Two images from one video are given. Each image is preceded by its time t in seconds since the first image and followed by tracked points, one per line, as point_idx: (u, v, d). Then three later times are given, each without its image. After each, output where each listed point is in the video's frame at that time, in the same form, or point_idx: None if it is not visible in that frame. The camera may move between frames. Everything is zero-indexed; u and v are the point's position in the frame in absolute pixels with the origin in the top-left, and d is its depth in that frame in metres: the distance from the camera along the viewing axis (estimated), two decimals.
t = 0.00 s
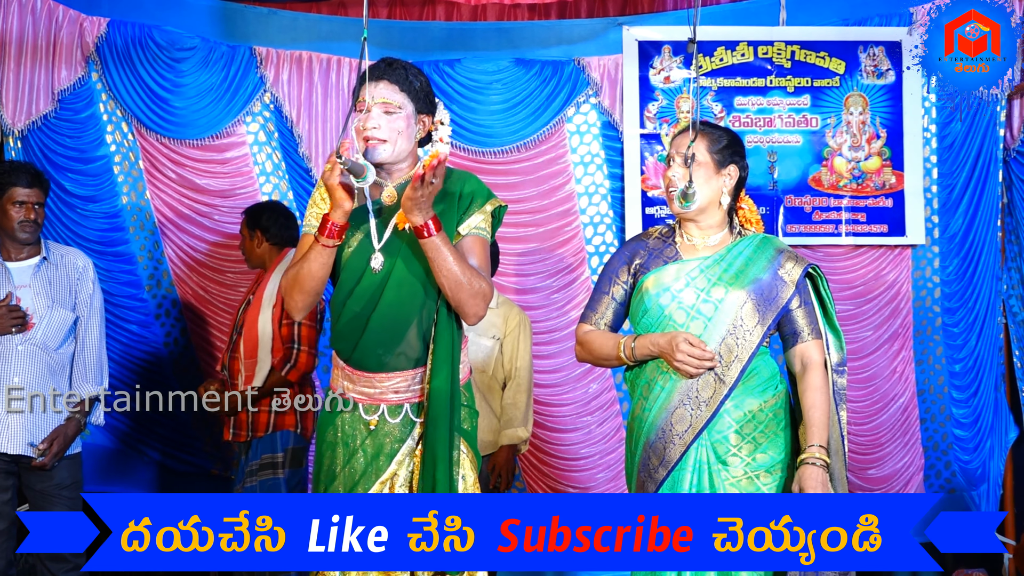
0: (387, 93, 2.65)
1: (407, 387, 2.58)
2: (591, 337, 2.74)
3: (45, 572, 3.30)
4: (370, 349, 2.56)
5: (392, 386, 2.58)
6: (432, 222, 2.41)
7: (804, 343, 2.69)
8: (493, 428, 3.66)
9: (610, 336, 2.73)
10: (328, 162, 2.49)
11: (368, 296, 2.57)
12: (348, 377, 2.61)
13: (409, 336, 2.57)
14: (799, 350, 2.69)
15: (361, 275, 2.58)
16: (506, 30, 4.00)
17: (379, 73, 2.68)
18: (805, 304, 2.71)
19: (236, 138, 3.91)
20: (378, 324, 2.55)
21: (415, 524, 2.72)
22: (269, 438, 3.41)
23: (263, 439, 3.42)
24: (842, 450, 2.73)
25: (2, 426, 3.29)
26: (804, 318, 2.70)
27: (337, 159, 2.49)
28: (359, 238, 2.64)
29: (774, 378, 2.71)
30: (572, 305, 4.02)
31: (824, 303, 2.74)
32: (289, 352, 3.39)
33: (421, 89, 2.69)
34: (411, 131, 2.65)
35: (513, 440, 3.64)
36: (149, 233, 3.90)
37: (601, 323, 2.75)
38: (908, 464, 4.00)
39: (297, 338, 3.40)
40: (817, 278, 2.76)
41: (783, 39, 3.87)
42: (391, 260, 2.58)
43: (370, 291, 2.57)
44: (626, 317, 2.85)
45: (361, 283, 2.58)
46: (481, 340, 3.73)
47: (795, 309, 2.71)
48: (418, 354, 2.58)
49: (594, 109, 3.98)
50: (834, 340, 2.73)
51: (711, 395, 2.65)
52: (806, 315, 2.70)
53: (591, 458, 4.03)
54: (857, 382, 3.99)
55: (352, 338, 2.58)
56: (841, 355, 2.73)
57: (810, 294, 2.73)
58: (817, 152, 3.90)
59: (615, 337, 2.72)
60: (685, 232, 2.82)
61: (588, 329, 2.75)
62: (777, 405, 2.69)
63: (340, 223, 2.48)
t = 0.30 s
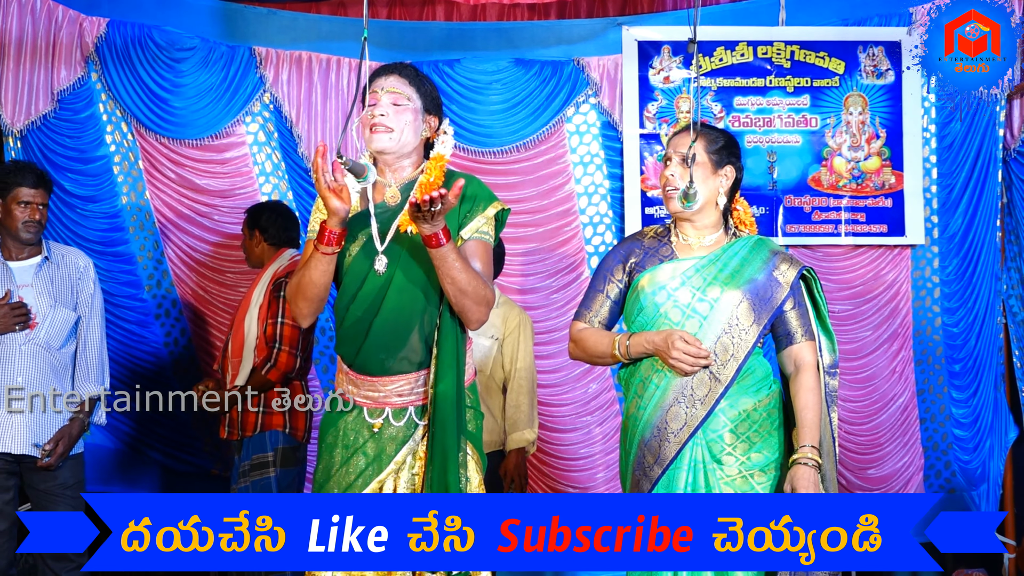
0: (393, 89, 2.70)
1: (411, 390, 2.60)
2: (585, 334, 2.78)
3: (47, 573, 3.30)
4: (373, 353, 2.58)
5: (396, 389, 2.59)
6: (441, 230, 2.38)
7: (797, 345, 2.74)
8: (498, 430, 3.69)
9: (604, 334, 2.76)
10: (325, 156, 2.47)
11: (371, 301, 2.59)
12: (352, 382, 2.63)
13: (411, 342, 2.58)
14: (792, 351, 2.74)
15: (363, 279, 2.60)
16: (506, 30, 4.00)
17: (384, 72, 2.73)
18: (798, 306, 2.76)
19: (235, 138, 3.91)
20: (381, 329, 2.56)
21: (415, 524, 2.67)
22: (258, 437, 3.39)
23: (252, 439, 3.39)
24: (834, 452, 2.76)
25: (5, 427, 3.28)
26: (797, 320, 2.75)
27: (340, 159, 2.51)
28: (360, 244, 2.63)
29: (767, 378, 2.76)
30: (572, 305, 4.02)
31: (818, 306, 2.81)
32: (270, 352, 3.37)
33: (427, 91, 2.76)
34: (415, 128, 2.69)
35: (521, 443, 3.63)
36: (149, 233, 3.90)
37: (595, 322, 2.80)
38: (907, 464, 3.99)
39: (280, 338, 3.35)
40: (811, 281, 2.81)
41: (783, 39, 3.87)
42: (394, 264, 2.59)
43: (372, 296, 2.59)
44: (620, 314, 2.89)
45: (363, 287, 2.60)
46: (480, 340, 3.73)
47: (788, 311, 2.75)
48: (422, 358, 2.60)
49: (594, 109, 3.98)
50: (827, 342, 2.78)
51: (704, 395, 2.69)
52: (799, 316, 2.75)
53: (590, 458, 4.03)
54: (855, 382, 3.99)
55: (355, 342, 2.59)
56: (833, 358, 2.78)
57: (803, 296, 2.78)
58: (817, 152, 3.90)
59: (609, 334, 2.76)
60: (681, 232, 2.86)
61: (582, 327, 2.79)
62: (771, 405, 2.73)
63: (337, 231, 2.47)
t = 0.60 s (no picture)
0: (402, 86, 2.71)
1: (407, 386, 2.59)
2: (578, 334, 2.81)
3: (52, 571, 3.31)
4: (370, 350, 2.55)
5: (392, 386, 2.58)
6: (446, 230, 2.38)
7: (789, 344, 2.78)
8: (491, 427, 3.65)
9: (597, 334, 2.79)
10: (328, 154, 2.45)
11: (371, 295, 2.57)
12: (348, 378, 2.61)
13: (410, 339, 2.57)
14: (784, 351, 2.78)
15: (364, 274, 2.58)
16: (507, 30, 4.00)
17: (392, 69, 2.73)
18: (791, 306, 2.80)
19: (236, 138, 3.91)
20: (381, 324, 2.54)
21: (415, 524, 2.68)
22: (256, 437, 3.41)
23: (251, 439, 3.40)
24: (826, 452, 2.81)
25: (13, 428, 3.28)
26: (790, 319, 2.79)
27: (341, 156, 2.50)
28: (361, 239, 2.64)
29: (761, 378, 2.80)
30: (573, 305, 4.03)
31: (810, 306, 2.86)
32: (268, 351, 3.34)
33: (431, 91, 2.77)
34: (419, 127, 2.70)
35: (508, 438, 3.63)
36: (150, 233, 3.90)
37: (587, 321, 2.84)
38: (907, 464, 4.00)
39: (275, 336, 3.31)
40: (803, 280, 2.86)
41: (783, 39, 3.87)
42: (396, 259, 2.58)
43: (372, 289, 2.56)
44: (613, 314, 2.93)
45: (364, 282, 2.57)
46: (485, 340, 3.73)
47: (781, 311, 2.80)
48: (419, 355, 2.60)
49: (594, 109, 3.98)
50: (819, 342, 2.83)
51: (697, 393, 2.73)
52: (791, 316, 2.80)
53: (591, 457, 4.04)
54: (855, 382, 3.99)
55: (354, 337, 2.57)
56: (825, 357, 2.82)
57: (796, 296, 2.82)
58: (817, 152, 3.90)
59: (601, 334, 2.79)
60: (673, 231, 2.91)
61: (575, 327, 2.82)
62: (765, 405, 2.77)
63: (339, 227, 2.47)
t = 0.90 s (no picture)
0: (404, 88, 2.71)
1: (397, 386, 2.60)
2: (571, 337, 2.84)
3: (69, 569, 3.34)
4: (362, 351, 2.56)
5: (382, 386, 2.59)
6: (444, 241, 2.40)
7: (781, 344, 2.82)
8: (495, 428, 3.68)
9: (590, 336, 2.82)
10: (326, 161, 2.48)
11: (363, 298, 2.57)
12: (335, 377, 2.60)
13: (401, 340, 2.58)
14: (776, 350, 2.82)
15: (356, 277, 2.58)
16: (506, 30, 4.00)
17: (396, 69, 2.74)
18: (782, 306, 2.84)
19: (236, 138, 3.91)
20: (372, 325, 2.55)
21: (415, 524, 2.70)
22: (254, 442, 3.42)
23: (252, 440, 3.41)
24: (819, 451, 2.84)
25: (22, 429, 3.28)
26: (781, 319, 2.83)
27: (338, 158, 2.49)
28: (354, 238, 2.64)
29: (754, 378, 2.82)
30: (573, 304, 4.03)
31: (802, 305, 2.88)
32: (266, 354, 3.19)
33: (430, 94, 2.78)
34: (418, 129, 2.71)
35: (514, 443, 3.65)
36: (150, 233, 3.90)
37: (580, 323, 2.86)
38: (907, 464, 3.99)
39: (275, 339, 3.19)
40: (795, 279, 2.88)
41: (783, 39, 3.87)
42: (389, 261, 2.59)
43: (365, 291, 2.57)
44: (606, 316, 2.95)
45: (356, 284, 2.58)
46: (491, 343, 3.75)
47: (773, 310, 2.83)
48: (410, 356, 2.61)
49: (594, 109, 3.98)
50: (811, 341, 2.86)
51: (690, 395, 2.74)
52: (783, 315, 2.83)
53: (590, 457, 4.04)
54: (854, 382, 3.99)
55: (346, 337, 2.57)
56: (819, 356, 2.84)
57: (787, 295, 2.86)
58: (817, 153, 3.90)
59: (594, 336, 2.82)
60: (665, 232, 2.94)
61: (568, 330, 2.86)
62: (757, 406, 2.80)
63: (331, 234, 2.48)
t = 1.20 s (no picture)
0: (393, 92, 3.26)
1: (372, 390, 3.11)
2: (566, 341, 3.14)
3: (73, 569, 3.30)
4: (343, 356, 3.12)
5: (357, 390, 3.10)
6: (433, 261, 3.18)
7: (779, 340, 3.13)
8: (496, 427, 3.75)
9: (585, 341, 3.14)
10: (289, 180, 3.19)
11: (348, 305, 3.16)
12: (310, 377, 3.10)
13: (381, 344, 3.15)
14: (776, 346, 3.13)
15: (339, 281, 3.14)
16: (506, 30, 4.00)
17: (384, 72, 3.28)
18: (777, 304, 3.15)
19: (236, 138, 3.91)
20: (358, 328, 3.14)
21: (416, 525, 3.17)
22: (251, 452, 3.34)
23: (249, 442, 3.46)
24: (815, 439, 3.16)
25: (41, 430, 3.32)
26: (777, 317, 3.14)
27: (339, 160, 3.20)
28: (340, 236, 3.15)
29: (749, 376, 3.14)
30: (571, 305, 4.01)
31: (796, 301, 3.18)
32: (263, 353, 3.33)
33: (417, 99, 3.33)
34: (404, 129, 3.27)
35: (532, 444, 3.78)
36: (150, 233, 3.89)
37: (573, 327, 3.17)
38: (907, 464, 3.98)
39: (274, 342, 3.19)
40: (789, 278, 3.17)
41: (783, 39, 3.88)
42: (373, 264, 3.16)
43: (349, 291, 3.16)
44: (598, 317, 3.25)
45: (337, 288, 3.15)
46: (489, 342, 3.77)
47: (768, 309, 3.14)
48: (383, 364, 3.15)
49: (594, 109, 3.98)
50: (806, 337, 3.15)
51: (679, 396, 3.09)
52: (778, 313, 3.14)
53: (590, 458, 4.02)
54: (854, 382, 3.97)
55: (329, 339, 3.14)
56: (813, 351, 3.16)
57: (782, 294, 3.16)
58: (817, 153, 3.90)
59: (590, 342, 3.13)
60: (658, 231, 3.25)
61: (562, 334, 3.15)
62: (755, 404, 3.12)
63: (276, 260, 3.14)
